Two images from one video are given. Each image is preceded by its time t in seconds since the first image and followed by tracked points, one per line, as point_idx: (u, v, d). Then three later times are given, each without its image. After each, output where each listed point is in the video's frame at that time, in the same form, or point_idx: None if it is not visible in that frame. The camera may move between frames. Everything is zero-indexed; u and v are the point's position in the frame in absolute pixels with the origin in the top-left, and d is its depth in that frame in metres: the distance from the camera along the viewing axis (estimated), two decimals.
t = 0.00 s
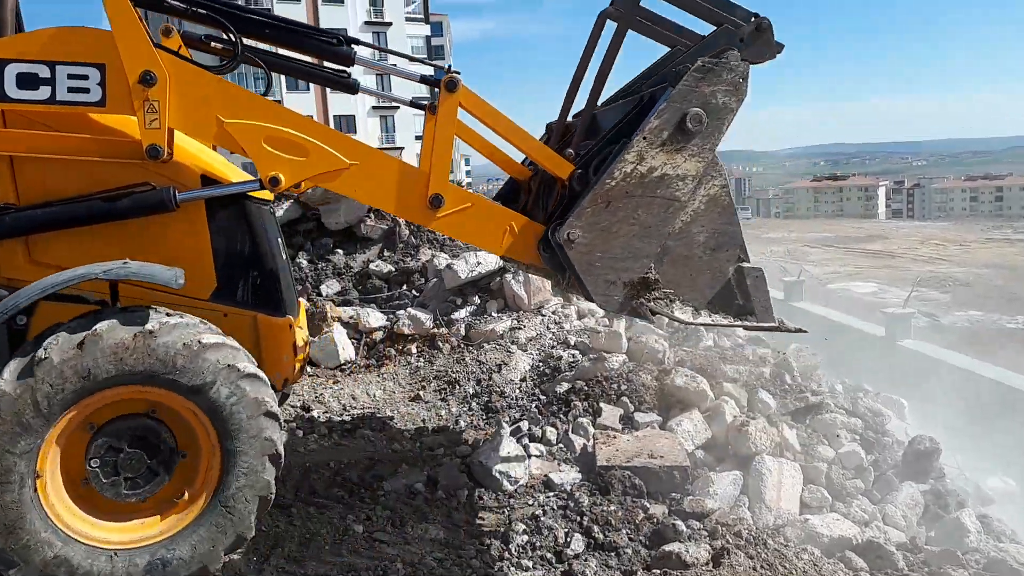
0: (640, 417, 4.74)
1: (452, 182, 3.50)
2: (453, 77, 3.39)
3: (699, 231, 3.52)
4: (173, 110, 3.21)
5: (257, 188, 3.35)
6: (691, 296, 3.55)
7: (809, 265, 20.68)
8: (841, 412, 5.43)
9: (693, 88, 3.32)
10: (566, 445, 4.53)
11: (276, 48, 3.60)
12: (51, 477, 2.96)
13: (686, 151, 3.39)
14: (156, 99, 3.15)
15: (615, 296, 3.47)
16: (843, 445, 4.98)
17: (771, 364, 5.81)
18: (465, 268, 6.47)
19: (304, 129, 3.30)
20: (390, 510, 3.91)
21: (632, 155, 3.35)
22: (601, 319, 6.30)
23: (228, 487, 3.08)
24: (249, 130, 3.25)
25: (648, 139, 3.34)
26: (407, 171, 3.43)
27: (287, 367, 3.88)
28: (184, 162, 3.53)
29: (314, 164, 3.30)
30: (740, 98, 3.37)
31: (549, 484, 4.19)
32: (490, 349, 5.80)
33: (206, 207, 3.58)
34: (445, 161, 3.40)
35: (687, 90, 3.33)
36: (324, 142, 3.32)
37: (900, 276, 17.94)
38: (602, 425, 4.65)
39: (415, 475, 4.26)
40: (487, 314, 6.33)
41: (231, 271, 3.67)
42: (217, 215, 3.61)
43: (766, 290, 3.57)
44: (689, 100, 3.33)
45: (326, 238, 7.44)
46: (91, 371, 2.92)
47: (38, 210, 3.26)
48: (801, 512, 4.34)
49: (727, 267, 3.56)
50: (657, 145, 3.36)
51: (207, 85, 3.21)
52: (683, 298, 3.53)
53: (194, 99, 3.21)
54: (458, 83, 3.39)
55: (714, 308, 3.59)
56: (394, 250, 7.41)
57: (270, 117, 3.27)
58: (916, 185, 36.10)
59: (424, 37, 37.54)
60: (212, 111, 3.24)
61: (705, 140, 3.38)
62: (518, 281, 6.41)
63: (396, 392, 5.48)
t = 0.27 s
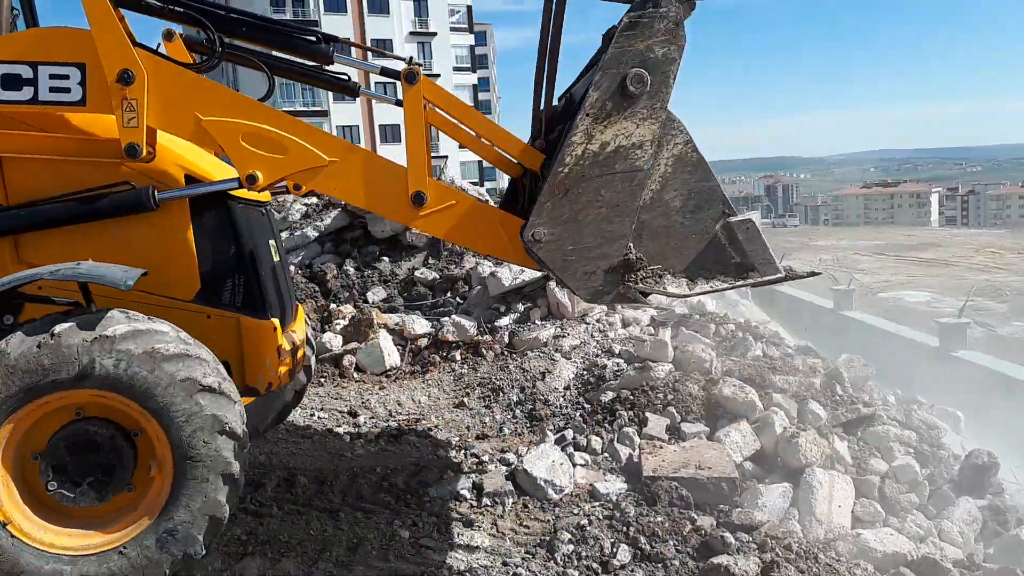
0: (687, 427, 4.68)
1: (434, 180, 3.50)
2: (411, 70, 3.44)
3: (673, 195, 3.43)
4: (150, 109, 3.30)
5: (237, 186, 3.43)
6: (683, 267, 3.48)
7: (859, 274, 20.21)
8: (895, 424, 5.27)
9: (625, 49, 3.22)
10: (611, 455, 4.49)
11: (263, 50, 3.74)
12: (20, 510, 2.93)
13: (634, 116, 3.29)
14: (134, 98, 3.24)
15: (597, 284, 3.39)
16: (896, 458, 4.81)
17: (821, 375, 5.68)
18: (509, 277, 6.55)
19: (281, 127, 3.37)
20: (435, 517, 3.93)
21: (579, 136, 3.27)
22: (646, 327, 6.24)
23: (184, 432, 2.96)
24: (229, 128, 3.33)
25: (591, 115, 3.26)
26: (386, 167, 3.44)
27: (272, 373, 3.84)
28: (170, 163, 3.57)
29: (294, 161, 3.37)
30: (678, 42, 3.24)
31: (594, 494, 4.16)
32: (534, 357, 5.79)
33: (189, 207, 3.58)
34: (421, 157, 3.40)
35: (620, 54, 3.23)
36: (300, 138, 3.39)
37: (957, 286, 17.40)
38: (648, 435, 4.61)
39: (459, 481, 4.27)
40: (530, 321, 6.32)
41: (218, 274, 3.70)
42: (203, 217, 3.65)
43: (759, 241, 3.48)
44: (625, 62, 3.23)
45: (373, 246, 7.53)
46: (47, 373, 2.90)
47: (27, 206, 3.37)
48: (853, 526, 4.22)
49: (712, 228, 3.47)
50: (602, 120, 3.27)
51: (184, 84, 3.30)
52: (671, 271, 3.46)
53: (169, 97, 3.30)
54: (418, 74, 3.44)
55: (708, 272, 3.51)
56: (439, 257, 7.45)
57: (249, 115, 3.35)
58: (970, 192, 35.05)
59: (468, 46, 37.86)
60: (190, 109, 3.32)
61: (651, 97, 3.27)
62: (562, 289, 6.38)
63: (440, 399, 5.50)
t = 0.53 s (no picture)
0: (734, 437, 4.62)
1: (415, 182, 3.36)
2: (392, 70, 3.35)
3: (651, 208, 3.18)
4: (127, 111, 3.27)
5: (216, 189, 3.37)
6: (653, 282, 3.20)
7: (913, 282, 19.68)
8: (950, 437, 5.10)
9: (600, 50, 3.03)
10: (657, 463, 4.46)
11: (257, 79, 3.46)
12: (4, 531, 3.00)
13: (608, 122, 3.09)
14: (113, 100, 3.22)
15: (563, 299, 3.18)
16: (953, 472, 4.68)
17: (872, 385, 5.54)
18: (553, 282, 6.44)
19: (259, 129, 3.28)
20: (479, 521, 3.94)
21: (546, 144, 3.11)
22: (693, 335, 6.18)
23: (99, 385, 2.91)
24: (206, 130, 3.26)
25: (562, 121, 3.09)
26: (363, 168, 3.30)
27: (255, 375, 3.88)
28: (153, 165, 3.54)
29: (270, 163, 3.28)
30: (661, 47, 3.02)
31: (640, 503, 4.12)
32: (578, 363, 5.77)
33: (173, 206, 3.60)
34: (399, 159, 3.29)
35: (595, 54, 3.04)
36: (273, 138, 3.28)
37: (1017, 296, 16.81)
38: (695, 444, 4.55)
39: (503, 486, 4.27)
40: (575, 328, 6.30)
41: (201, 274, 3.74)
42: (189, 221, 3.70)
43: (744, 260, 3.13)
44: (599, 65, 3.04)
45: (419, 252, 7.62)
46: None
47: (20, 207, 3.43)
48: (906, 541, 4.09)
49: (690, 243, 3.18)
50: (574, 126, 3.10)
51: (161, 85, 3.25)
52: (640, 289, 3.19)
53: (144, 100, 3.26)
54: (398, 75, 3.36)
55: (687, 290, 3.19)
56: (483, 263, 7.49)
57: (226, 116, 3.27)
58: None
59: (513, 53, 38.04)
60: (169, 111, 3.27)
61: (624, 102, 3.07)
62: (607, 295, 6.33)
63: (484, 403, 5.51)
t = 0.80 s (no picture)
0: (776, 440, 4.57)
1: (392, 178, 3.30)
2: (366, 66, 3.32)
3: (613, 206, 3.16)
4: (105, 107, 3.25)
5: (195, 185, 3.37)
6: (614, 280, 3.18)
7: (961, 285, 19.16)
8: (1000, 443, 4.96)
9: (559, 46, 3.04)
10: (697, 466, 4.44)
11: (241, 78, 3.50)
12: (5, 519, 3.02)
13: (567, 120, 3.10)
14: (92, 97, 3.21)
15: (523, 297, 3.19)
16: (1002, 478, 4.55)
17: (918, 389, 5.42)
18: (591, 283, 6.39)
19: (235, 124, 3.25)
20: (518, 521, 3.95)
21: (508, 142, 3.12)
22: (732, 337, 6.11)
23: (18, 354, 2.91)
24: (184, 126, 3.25)
25: (522, 118, 3.10)
26: (340, 165, 3.25)
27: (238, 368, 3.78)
28: (134, 160, 3.49)
29: (246, 160, 3.27)
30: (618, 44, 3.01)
31: (679, 506, 4.10)
32: (616, 365, 5.74)
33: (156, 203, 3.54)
34: (374, 155, 3.24)
35: (554, 51, 3.05)
36: (252, 135, 3.26)
37: None
38: (735, 447, 4.51)
39: (542, 487, 4.27)
40: (612, 329, 6.27)
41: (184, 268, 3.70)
42: (173, 215, 3.66)
43: (705, 259, 3.10)
44: (557, 62, 3.06)
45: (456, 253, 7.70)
46: None
47: (8, 202, 3.42)
48: (952, 548, 4.00)
49: (650, 242, 3.15)
50: (533, 124, 3.10)
51: (138, 81, 3.24)
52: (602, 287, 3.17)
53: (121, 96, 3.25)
54: (372, 69, 3.33)
55: (649, 289, 3.16)
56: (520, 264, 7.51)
57: (204, 112, 3.25)
58: None
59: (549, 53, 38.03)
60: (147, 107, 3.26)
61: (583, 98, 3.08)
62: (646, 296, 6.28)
63: (522, 404, 5.52)
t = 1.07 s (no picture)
0: (795, 438, 4.55)
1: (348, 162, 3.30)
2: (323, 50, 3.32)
3: (554, 184, 3.11)
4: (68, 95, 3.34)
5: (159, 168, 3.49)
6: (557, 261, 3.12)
7: (983, 282, 18.92)
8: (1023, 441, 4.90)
9: (497, 27, 2.97)
10: (715, 462, 4.43)
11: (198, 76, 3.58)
12: None
13: (507, 99, 3.04)
14: (55, 83, 3.29)
15: (465, 275, 3.15)
16: None
17: (939, 386, 5.37)
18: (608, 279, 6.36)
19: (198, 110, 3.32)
20: (536, 516, 3.97)
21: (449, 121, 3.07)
22: (751, 334, 6.09)
23: None
24: (148, 111, 3.33)
25: (463, 97, 3.05)
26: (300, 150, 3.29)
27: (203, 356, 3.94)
28: (100, 147, 3.53)
29: (206, 144, 3.33)
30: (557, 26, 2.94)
31: (698, 502, 4.10)
32: (633, 361, 5.73)
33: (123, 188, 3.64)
34: (329, 140, 3.26)
35: (493, 30, 2.98)
36: (213, 120, 3.33)
37: None
38: (754, 445, 4.50)
39: (560, 482, 4.28)
40: (630, 325, 6.26)
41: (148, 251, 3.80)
42: (137, 199, 3.75)
43: (643, 236, 3.06)
44: (498, 41, 2.99)
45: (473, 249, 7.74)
46: None
47: None
48: (973, 546, 3.97)
49: (591, 219, 3.10)
50: (474, 102, 3.05)
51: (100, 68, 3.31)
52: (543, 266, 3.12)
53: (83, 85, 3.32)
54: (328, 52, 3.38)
55: (589, 268, 3.10)
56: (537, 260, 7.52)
57: (168, 98, 3.33)
58: None
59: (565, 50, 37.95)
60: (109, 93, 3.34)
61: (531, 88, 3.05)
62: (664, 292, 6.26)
63: (540, 399, 5.52)
